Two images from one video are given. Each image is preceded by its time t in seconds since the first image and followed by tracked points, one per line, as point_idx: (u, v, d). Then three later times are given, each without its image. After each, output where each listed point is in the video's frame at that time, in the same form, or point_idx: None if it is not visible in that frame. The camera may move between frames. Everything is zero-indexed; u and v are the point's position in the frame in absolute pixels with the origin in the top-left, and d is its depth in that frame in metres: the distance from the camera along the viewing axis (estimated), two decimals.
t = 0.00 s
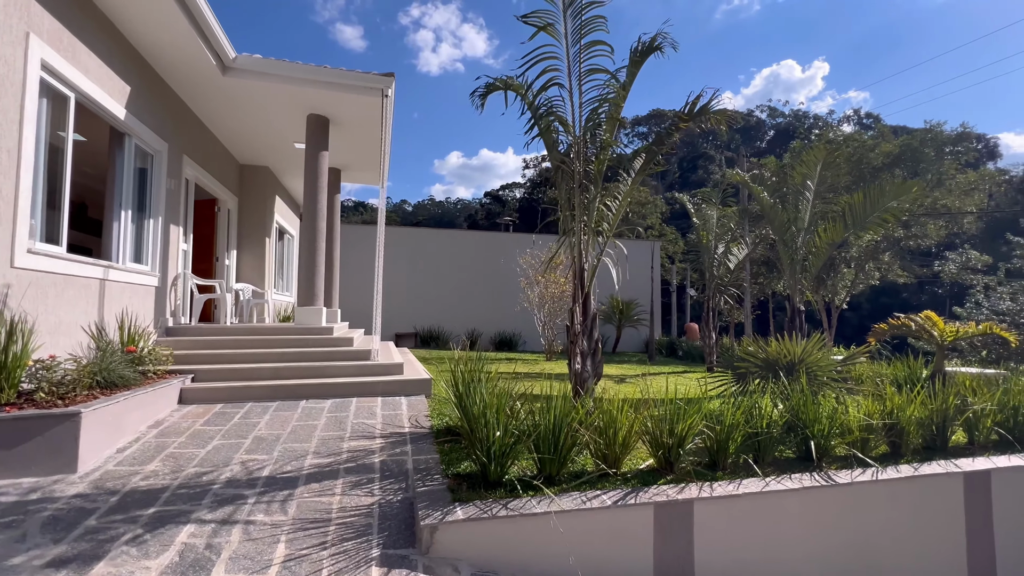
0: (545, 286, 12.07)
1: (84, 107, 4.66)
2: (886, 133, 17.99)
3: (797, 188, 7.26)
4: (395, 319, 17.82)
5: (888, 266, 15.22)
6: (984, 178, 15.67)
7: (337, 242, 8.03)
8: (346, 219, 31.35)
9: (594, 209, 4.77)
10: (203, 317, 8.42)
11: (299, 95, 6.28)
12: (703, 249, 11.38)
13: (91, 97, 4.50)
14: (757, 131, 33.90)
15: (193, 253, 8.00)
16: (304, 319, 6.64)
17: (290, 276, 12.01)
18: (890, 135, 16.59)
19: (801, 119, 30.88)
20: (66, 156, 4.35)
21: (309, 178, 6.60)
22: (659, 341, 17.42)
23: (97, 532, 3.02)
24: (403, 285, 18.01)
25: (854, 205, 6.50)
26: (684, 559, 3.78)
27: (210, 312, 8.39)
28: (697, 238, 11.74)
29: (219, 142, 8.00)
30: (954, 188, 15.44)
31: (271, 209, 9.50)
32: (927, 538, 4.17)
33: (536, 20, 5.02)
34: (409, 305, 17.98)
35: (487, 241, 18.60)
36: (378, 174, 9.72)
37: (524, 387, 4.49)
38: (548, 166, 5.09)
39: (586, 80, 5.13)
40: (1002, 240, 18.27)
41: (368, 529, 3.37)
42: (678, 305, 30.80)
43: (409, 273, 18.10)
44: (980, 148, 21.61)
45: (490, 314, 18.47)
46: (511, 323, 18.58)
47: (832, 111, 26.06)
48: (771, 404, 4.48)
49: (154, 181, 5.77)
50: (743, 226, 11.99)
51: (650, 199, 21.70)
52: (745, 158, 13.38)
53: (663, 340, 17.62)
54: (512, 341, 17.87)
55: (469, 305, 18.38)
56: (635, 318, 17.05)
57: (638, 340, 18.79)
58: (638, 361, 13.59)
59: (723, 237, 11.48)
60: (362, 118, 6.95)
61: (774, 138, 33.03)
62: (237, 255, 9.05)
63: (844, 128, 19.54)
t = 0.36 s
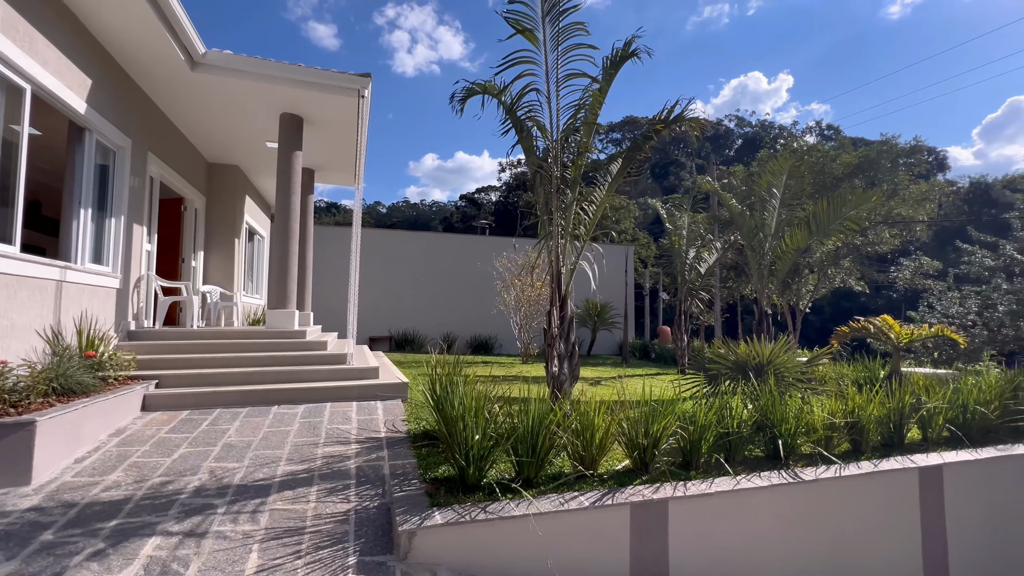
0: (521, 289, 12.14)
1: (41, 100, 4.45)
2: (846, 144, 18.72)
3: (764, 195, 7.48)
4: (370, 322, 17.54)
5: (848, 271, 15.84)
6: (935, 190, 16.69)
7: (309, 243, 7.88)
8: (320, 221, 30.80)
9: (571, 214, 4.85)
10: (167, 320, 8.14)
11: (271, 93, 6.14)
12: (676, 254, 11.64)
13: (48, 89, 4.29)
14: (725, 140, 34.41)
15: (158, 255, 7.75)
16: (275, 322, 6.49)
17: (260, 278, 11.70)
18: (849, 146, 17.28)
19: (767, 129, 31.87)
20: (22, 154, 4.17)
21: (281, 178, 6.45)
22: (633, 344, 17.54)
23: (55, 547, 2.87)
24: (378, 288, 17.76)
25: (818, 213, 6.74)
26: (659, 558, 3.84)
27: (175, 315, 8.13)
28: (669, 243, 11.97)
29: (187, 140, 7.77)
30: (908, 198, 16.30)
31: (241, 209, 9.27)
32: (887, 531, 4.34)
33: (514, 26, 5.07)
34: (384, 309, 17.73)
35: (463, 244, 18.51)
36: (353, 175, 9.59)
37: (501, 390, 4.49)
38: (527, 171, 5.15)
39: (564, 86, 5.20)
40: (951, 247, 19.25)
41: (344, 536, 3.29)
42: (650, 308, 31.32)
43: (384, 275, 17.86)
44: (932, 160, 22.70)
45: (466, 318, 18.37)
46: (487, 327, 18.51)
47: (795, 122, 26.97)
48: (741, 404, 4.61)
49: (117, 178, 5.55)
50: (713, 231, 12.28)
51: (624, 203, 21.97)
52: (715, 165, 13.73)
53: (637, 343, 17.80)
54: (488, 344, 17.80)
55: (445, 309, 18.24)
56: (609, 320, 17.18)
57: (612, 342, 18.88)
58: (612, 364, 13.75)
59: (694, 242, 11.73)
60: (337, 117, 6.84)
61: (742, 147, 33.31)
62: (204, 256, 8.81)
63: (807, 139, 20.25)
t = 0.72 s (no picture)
0: (500, 292, 12.13)
1: None
2: (813, 153, 19.27)
3: (738, 201, 7.64)
4: (346, 326, 17.24)
5: (815, 276, 16.35)
6: (896, 199, 17.36)
7: (283, 244, 7.74)
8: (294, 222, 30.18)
9: (551, 217, 4.90)
10: (132, 323, 7.90)
11: (245, 90, 6.01)
12: (652, 258, 11.80)
13: (10, 83, 4.10)
14: (699, 147, 33.60)
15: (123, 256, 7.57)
16: (247, 325, 6.34)
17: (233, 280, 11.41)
18: (816, 156, 17.85)
19: (738, 136, 32.59)
20: None
21: (255, 178, 6.31)
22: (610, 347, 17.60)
23: (11, 563, 2.73)
24: (354, 291, 17.49)
25: (789, 219, 6.94)
26: (637, 558, 3.87)
27: (142, 318, 7.87)
28: (646, 247, 12.13)
29: (156, 138, 7.54)
30: (871, 206, 16.91)
31: (212, 209, 9.04)
32: (854, 527, 4.47)
33: (491, 33, 5.10)
34: (360, 311, 17.47)
35: (442, 247, 18.37)
36: (328, 176, 9.45)
37: (481, 393, 4.46)
38: (506, 175, 5.17)
39: (542, 92, 5.24)
40: (911, 254, 20.03)
41: (320, 544, 3.21)
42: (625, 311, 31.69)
43: (362, 278, 17.60)
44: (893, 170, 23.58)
45: (445, 320, 18.22)
46: (466, 329, 18.39)
47: (765, 131, 27.68)
48: (715, 406, 4.71)
49: (80, 175, 5.33)
50: (688, 236, 12.49)
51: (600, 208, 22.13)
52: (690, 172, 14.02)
53: (614, 345, 17.91)
54: (466, 347, 17.66)
55: (423, 311, 18.05)
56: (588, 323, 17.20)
57: (590, 345, 18.95)
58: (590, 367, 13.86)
59: (670, 247, 11.92)
60: (313, 117, 6.73)
61: (715, 154, 32.83)
62: (172, 257, 8.60)
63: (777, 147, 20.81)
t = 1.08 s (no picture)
0: (480, 294, 12.11)
1: None
2: (784, 161, 19.83)
3: (714, 207, 7.79)
4: (322, 329, 16.92)
5: (787, 280, 16.82)
6: (862, 207, 17.98)
7: (258, 245, 7.59)
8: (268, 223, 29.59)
9: (532, 221, 4.95)
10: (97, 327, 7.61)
11: (219, 87, 5.86)
12: (631, 261, 11.95)
13: None
14: (675, 153, 34.27)
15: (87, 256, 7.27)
16: (220, 328, 6.17)
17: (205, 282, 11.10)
18: (787, 164, 18.38)
19: (713, 143, 33.04)
20: None
21: (231, 177, 6.18)
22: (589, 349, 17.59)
23: None
24: (331, 294, 17.19)
25: (762, 226, 7.11)
26: (619, 559, 3.88)
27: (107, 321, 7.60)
28: (625, 250, 12.27)
29: (125, 135, 7.32)
30: (839, 213, 17.48)
31: (183, 209, 8.80)
32: (826, 523, 4.58)
33: (472, 36, 5.12)
34: (338, 315, 17.17)
35: (421, 249, 18.23)
36: (305, 177, 9.28)
37: (462, 396, 4.43)
38: (488, 178, 5.19)
39: (523, 95, 5.27)
40: (876, 259, 20.74)
41: (298, 552, 3.11)
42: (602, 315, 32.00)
43: (339, 280, 17.32)
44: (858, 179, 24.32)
45: (424, 323, 18.05)
46: (445, 332, 18.24)
47: (739, 139, 28.35)
48: (693, 407, 4.78)
49: (42, 172, 5.11)
50: (665, 240, 12.66)
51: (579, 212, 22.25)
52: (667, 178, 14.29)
53: (592, 348, 17.97)
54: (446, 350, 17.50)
55: (401, 314, 17.85)
56: (569, 325, 17.17)
57: (569, 348, 19.02)
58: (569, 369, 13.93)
59: (648, 251, 12.09)
60: (291, 116, 6.61)
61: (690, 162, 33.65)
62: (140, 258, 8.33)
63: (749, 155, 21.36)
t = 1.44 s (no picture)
0: (463, 296, 12.20)
1: None
2: (759, 167, 20.29)
3: (694, 212, 7.91)
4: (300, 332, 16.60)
5: (764, 283, 17.18)
6: (833, 213, 18.49)
7: (235, 245, 7.48)
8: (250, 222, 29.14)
9: (516, 224, 5.00)
10: (63, 328, 7.35)
11: (196, 83, 5.73)
12: (612, 264, 12.06)
13: None
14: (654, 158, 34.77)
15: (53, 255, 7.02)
16: (194, 331, 6.01)
17: (178, 284, 10.81)
18: (763, 171, 18.82)
19: (692, 149, 33.30)
20: None
21: (207, 175, 6.06)
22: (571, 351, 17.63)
23: None
24: (309, 295, 16.90)
25: (740, 229, 7.25)
26: (602, 560, 3.88)
27: (74, 323, 7.35)
28: (606, 253, 12.36)
29: (95, 131, 7.10)
30: (812, 219, 17.95)
31: (155, 207, 8.58)
32: (802, 521, 4.67)
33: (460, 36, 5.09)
34: (317, 317, 16.89)
35: (402, 251, 18.07)
36: (285, 177, 9.15)
37: (446, 399, 4.38)
38: (472, 180, 5.23)
39: (508, 99, 5.28)
40: (847, 264, 21.30)
41: (277, 559, 3.00)
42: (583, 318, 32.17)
43: (319, 282, 17.03)
44: (830, 186, 24.89)
45: (405, 325, 17.86)
46: (427, 335, 18.07)
47: (717, 145, 28.87)
48: (674, 408, 4.85)
49: (5, 167, 4.90)
50: (647, 244, 12.79)
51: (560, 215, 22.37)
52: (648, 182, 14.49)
53: (574, 350, 18.01)
54: (427, 352, 17.33)
55: (382, 316, 17.63)
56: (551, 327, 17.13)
57: (550, 350, 19.12)
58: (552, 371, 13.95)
59: (630, 254, 12.22)
60: (270, 114, 6.50)
61: (669, 166, 33.44)
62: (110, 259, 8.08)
63: (727, 161, 21.79)
